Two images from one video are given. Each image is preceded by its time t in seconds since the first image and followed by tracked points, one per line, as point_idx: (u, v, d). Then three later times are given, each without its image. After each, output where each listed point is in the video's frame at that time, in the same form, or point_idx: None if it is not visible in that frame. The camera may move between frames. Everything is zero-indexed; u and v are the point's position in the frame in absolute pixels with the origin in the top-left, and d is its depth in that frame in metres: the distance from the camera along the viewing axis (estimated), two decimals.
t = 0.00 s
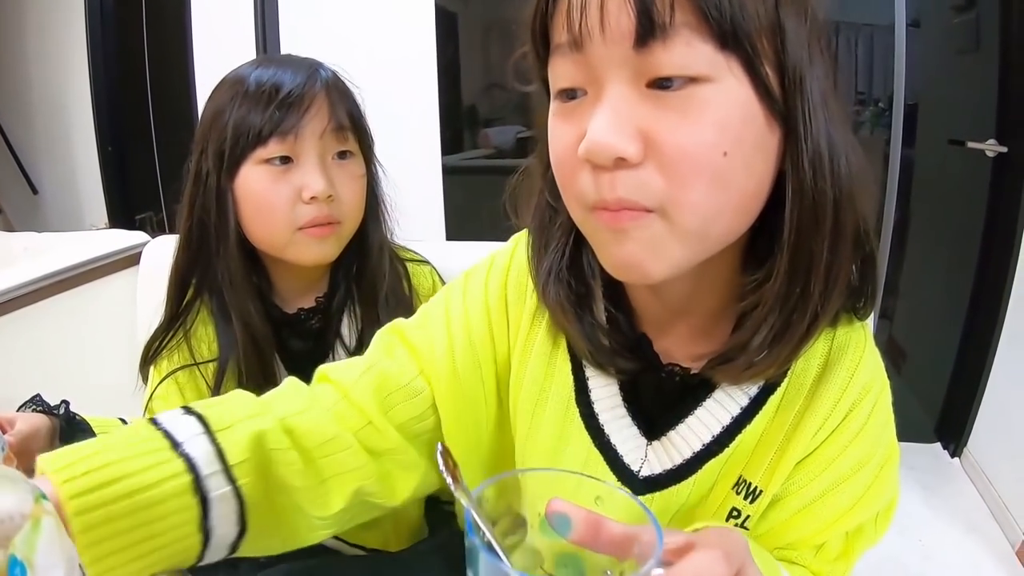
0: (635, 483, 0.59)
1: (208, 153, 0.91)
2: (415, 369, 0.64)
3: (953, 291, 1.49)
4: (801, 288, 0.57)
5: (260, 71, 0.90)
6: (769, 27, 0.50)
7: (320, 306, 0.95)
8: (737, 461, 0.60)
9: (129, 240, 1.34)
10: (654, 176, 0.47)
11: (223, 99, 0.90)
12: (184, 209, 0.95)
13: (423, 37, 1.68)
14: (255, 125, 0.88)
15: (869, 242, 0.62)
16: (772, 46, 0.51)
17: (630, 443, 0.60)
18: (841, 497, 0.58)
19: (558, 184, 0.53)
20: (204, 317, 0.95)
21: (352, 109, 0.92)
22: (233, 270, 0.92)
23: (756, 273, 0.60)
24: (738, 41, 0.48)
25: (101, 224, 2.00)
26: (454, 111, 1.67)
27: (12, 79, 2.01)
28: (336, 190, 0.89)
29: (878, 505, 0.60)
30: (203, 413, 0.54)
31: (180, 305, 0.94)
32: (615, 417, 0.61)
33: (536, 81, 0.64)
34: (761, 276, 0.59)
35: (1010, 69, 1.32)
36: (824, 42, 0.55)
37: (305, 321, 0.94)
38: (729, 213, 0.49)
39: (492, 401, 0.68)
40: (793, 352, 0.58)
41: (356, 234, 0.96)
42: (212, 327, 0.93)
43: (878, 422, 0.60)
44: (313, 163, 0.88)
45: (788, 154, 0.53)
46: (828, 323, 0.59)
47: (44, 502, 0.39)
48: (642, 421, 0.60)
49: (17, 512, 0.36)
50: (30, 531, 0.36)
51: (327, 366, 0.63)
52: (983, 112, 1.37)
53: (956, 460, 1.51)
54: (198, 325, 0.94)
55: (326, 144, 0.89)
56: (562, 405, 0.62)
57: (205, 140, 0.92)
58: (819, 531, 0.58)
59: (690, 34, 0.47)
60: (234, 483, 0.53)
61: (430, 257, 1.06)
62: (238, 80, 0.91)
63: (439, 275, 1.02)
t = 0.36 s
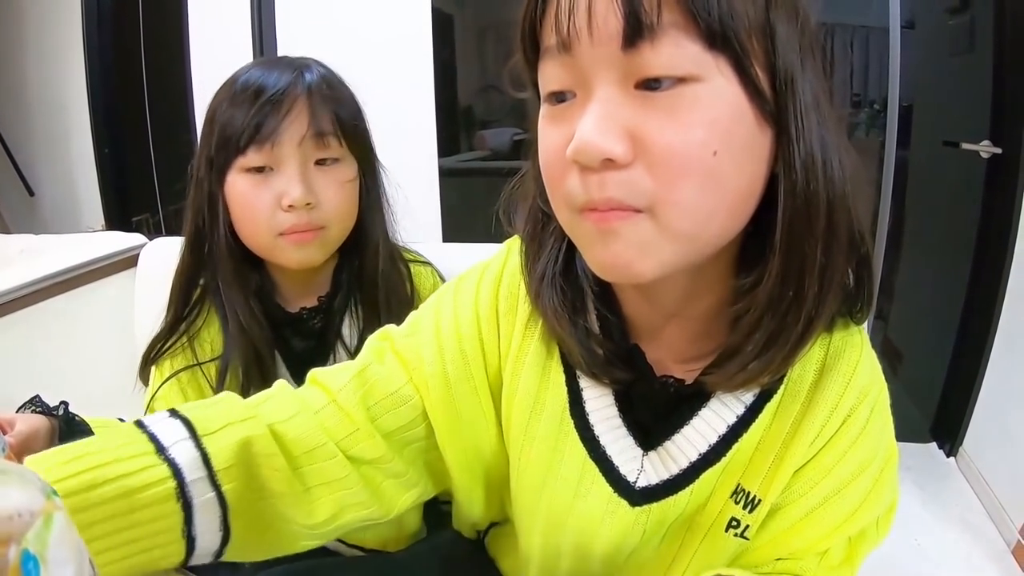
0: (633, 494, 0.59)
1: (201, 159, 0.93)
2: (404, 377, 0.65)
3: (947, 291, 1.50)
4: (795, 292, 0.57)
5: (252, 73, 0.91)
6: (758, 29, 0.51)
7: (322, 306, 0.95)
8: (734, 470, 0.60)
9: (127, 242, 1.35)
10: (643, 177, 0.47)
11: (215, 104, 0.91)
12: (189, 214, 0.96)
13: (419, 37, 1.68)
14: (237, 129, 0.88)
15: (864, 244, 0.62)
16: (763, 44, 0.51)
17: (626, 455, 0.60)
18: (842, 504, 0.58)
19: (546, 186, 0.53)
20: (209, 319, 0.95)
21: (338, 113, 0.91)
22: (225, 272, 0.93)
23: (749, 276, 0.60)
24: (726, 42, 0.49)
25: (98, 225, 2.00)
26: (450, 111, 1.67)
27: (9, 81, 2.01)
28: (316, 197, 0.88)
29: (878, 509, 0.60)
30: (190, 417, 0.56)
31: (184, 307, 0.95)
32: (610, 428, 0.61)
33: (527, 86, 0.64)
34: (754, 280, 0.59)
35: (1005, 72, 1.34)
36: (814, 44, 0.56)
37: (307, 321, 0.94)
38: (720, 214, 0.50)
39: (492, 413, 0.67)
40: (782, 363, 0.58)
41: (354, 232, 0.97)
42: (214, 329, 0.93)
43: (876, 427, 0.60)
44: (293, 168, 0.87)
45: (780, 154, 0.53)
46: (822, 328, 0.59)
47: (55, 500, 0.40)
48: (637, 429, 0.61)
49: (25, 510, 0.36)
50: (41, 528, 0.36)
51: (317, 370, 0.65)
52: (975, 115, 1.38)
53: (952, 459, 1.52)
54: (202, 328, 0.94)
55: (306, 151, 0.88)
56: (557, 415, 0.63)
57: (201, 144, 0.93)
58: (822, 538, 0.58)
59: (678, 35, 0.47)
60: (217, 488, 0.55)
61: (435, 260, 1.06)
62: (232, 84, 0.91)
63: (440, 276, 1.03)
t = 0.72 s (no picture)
0: (616, 490, 0.60)
1: (199, 163, 0.88)
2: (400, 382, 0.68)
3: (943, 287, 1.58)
4: (776, 304, 0.58)
5: (250, 78, 0.88)
6: (736, 48, 0.51)
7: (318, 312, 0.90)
8: (718, 467, 0.61)
9: (124, 246, 1.36)
10: (620, 198, 0.48)
11: (214, 108, 0.87)
12: (180, 217, 0.91)
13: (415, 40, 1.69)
14: (237, 134, 0.84)
15: (841, 254, 0.63)
16: (740, 60, 0.51)
17: (611, 450, 0.61)
18: (827, 504, 0.57)
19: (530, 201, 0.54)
20: (206, 321, 0.89)
21: (337, 118, 0.88)
22: (221, 276, 0.87)
23: (731, 287, 0.61)
24: (702, 61, 0.49)
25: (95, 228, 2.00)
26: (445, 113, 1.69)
27: None
28: (316, 199, 0.84)
29: (864, 510, 0.59)
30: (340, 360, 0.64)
31: (176, 313, 0.89)
32: (595, 426, 0.62)
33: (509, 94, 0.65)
34: (735, 290, 0.60)
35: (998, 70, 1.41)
36: (795, 58, 0.56)
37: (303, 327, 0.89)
38: (695, 230, 0.51)
39: (478, 416, 0.69)
40: (767, 364, 0.59)
41: (348, 236, 0.92)
42: (213, 334, 0.87)
43: (862, 428, 0.60)
44: (293, 173, 0.84)
45: (759, 165, 0.54)
46: (802, 331, 0.60)
47: (58, 505, 0.40)
48: (622, 428, 0.62)
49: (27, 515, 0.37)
50: (43, 534, 0.37)
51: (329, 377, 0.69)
52: (971, 117, 1.46)
53: (948, 460, 1.64)
54: (197, 333, 0.88)
55: (306, 154, 0.85)
56: (542, 414, 0.64)
57: (198, 149, 0.89)
58: (807, 538, 0.57)
59: (654, 57, 0.48)
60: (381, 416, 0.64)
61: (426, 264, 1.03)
62: (229, 88, 0.88)
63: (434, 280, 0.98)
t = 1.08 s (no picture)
0: (608, 479, 0.61)
1: (197, 171, 0.88)
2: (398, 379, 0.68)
3: (936, 287, 1.60)
4: (755, 296, 0.60)
5: (249, 89, 0.88)
6: (707, 63, 0.52)
7: (311, 318, 0.89)
8: (708, 455, 0.61)
9: (118, 255, 1.36)
10: (601, 213, 0.49)
11: (212, 118, 0.87)
12: (178, 225, 0.91)
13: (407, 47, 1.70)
14: (238, 145, 0.84)
15: (818, 251, 0.64)
16: (711, 73, 0.52)
17: (604, 441, 0.62)
18: (815, 491, 0.58)
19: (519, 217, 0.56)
20: (201, 327, 0.90)
21: (334, 130, 0.88)
22: (218, 275, 0.87)
23: (712, 281, 0.62)
24: (675, 79, 0.50)
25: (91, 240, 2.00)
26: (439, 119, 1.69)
27: None
28: (315, 211, 0.85)
29: (854, 497, 0.59)
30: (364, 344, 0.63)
31: (171, 321, 0.89)
32: (587, 417, 0.63)
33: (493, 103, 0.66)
34: (716, 284, 0.62)
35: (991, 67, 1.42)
36: (766, 69, 0.56)
37: (296, 333, 0.89)
38: (674, 234, 0.52)
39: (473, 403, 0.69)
40: (750, 355, 0.60)
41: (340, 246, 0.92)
42: (207, 339, 0.88)
43: (847, 416, 0.60)
44: (292, 183, 0.84)
45: (732, 169, 0.55)
46: (781, 321, 0.62)
47: (53, 517, 0.41)
48: (614, 417, 0.63)
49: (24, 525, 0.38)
50: (39, 543, 0.38)
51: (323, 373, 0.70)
52: (962, 118, 1.47)
53: (943, 460, 1.68)
54: (193, 340, 0.89)
55: (305, 165, 0.86)
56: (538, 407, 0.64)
57: (196, 159, 0.88)
58: (796, 525, 0.57)
59: (629, 78, 0.49)
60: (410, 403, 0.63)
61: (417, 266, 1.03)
62: (227, 98, 0.88)
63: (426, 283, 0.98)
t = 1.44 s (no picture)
0: (609, 479, 0.61)
1: (201, 178, 0.88)
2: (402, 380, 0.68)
3: (935, 287, 1.60)
4: (753, 300, 0.60)
5: (253, 97, 0.88)
6: (712, 65, 0.52)
7: (311, 324, 0.90)
8: (709, 456, 0.62)
9: (118, 263, 1.36)
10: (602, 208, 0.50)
11: (216, 124, 0.88)
12: (180, 231, 0.91)
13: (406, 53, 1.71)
14: (242, 151, 0.85)
15: (817, 256, 0.64)
16: (715, 76, 0.53)
17: (606, 442, 0.62)
18: (816, 491, 0.58)
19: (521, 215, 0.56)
20: (203, 333, 0.90)
21: (337, 138, 0.89)
22: (221, 278, 0.87)
23: (713, 283, 0.63)
24: (681, 81, 0.50)
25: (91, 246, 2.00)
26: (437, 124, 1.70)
27: None
28: (317, 218, 0.85)
29: (854, 498, 0.60)
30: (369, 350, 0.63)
31: (173, 330, 0.90)
32: (590, 418, 0.63)
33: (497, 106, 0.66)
34: (716, 286, 0.62)
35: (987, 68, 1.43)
36: (768, 76, 0.57)
37: (297, 339, 0.89)
38: (675, 236, 0.52)
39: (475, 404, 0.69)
40: (747, 359, 0.61)
41: (341, 253, 0.92)
42: (209, 346, 0.88)
43: (847, 417, 0.61)
44: (296, 190, 0.85)
45: (733, 177, 0.55)
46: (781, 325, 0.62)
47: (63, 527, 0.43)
48: (615, 418, 0.63)
49: (34, 536, 0.39)
50: (50, 554, 0.39)
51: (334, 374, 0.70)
52: (958, 120, 1.48)
53: (943, 461, 1.68)
54: (196, 347, 0.89)
55: (308, 172, 0.86)
56: (540, 409, 0.65)
57: (199, 164, 0.89)
58: (797, 526, 0.58)
59: (636, 77, 0.49)
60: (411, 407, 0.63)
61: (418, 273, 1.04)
62: (231, 105, 0.88)
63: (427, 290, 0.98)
